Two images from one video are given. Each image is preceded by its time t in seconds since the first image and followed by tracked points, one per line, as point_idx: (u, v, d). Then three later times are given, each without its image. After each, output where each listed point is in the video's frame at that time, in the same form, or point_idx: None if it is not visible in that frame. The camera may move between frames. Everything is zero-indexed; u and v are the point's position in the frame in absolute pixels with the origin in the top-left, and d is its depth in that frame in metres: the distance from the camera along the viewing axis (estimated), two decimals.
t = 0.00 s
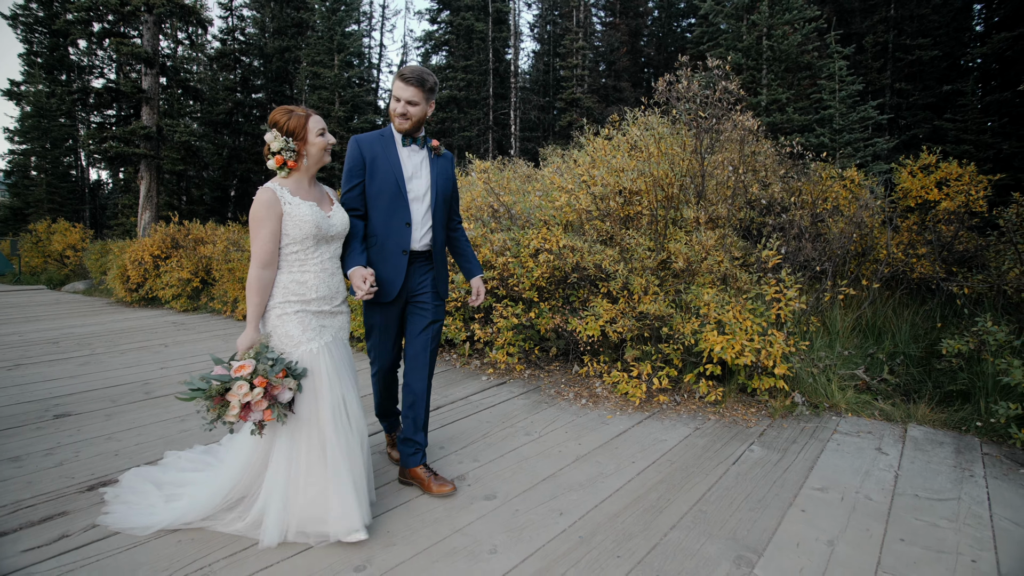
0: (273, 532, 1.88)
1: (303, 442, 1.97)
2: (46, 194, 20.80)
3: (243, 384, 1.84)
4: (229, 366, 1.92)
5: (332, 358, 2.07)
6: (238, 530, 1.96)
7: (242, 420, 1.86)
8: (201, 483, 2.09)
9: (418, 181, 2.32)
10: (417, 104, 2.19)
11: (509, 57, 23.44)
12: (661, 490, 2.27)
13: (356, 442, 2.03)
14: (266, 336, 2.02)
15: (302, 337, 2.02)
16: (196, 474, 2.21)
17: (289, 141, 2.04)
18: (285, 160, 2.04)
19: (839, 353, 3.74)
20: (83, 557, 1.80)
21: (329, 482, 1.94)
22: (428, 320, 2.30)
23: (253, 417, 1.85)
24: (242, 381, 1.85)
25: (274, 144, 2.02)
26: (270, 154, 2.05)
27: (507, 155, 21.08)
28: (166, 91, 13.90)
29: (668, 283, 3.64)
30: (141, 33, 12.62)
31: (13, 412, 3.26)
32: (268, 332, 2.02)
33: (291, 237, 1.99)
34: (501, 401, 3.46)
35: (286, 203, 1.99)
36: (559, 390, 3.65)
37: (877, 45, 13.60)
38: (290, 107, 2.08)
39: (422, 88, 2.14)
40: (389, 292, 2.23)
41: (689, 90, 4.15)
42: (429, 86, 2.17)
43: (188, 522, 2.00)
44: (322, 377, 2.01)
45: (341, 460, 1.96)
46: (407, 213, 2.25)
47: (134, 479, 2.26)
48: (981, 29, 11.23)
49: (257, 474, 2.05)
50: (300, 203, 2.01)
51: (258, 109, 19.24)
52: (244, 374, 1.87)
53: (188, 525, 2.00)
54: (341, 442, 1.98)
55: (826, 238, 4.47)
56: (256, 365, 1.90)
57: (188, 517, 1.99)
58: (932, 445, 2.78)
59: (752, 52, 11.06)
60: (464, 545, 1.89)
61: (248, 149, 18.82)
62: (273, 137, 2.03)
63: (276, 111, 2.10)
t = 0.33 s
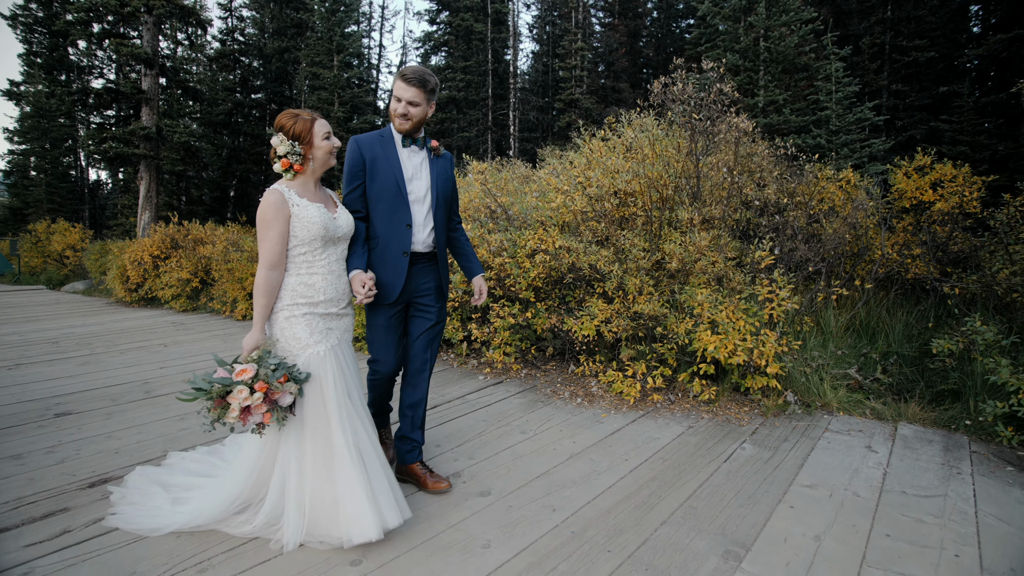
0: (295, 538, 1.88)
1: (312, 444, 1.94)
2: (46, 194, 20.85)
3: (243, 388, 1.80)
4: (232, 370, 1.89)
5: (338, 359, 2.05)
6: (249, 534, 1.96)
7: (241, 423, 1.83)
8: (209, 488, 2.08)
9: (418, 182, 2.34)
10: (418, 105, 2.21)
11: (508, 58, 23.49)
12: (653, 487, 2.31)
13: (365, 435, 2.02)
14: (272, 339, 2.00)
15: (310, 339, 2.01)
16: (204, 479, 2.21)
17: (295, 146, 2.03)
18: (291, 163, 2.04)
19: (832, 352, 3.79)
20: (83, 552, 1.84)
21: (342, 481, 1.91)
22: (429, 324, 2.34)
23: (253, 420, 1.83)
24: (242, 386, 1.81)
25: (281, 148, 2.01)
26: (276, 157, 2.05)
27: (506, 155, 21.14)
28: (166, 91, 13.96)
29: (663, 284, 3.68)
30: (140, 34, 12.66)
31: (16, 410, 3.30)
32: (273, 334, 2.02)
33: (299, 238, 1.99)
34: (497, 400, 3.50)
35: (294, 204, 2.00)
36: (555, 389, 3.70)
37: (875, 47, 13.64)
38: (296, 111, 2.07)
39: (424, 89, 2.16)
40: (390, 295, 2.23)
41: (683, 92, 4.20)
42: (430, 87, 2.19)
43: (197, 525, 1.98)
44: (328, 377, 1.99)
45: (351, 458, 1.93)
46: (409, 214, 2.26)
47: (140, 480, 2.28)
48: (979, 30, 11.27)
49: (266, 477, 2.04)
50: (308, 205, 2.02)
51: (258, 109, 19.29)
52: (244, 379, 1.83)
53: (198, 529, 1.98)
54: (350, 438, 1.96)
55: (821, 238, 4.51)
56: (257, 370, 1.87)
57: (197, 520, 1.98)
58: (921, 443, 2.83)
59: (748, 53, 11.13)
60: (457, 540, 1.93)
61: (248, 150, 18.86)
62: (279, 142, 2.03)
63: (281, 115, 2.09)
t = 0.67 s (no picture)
0: (298, 535, 1.90)
1: (317, 444, 1.96)
2: (46, 194, 20.88)
3: (247, 392, 1.80)
4: (237, 372, 1.89)
5: (345, 364, 2.05)
6: (250, 531, 1.99)
7: (245, 425, 1.84)
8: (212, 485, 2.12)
9: (419, 182, 2.33)
10: (418, 107, 2.20)
11: (508, 59, 23.55)
12: (644, 484, 2.35)
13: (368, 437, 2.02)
14: (281, 341, 2.02)
15: (318, 342, 2.01)
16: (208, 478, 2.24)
17: (301, 148, 2.06)
18: (297, 165, 2.06)
19: (825, 352, 3.83)
20: (86, 546, 1.88)
21: (341, 483, 1.91)
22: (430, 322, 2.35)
23: (255, 423, 1.83)
24: (246, 390, 1.81)
25: (286, 151, 2.03)
26: (281, 159, 2.08)
27: (505, 156, 21.18)
28: (165, 92, 14.00)
29: (657, 284, 3.71)
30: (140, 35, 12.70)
31: (17, 409, 3.34)
32: (281, 336, 2.03)
33: (307, 240, 2.00)
34: (493, 399, 3.54)
35: (301, 206, 2.01)
36: (551, 388, 3.74)
37: (872, 48, 13.67)
38: (301, 114, 2.10)
39: (424, 92, 2.15)
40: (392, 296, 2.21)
41: (678, 94, 4.24)
42: (430, 90, 2.18)
43: (200, 522, 2.02)
44: (335, 379, 1.99)
45: (354, 460, 1.93)
46: (410, 214, 2.25)
47: (143, 478, 2.31)
48: (975, 31, 11.32)
49: (272, 475, 2.09)
50: (315, 206, 2.03)
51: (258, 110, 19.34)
52: (249, 383, 1.83)
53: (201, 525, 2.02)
54: (353, 441, 1.95)
55: (817, 239, 4.55)
56: (262, 373, 1.87)
57: (199, 516, 2.01)
58: (911, 441, 2.86)
59: (746, 55, 11.16)
60: (451, 535, 1.97)
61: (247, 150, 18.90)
62: (284, 144, 2.05)
63: (286, 118, 2.11)
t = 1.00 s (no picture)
0: (293, 532, 1.93)
1: (319, 444, 1.98)
2: (45, 194, 20.90)
3: (256, 396, 1.83)
4: (246, 376, 1.91)
5: (352, 364, 2.07)
6: (250, 525, 2.02)
7: (256, 426, 1.87)
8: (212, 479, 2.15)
9: (421, 184, 2.37)
10: (420, 109, 2.23)
11: (507, 59, 23.57)
12: (636, 481, 2.39)
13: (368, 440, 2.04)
14: (289, 344, 2.04)
15: (326, 343, 2.03)
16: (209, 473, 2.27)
17: (306, 149, 2.06)
18: (302, 166, 2.07)
19: (819, 351, 3.86)
20: (87, 542, 1.91)
21: (337, 482, 1.93)
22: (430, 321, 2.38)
23: (267, 425, 1.86)
24: (255, 394, 1.83)
25: (292, 152, 2.05)
26: (286, 160, 2.08)
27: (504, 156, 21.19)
28: (165, 92, 14.02)
29: (652, 284, 3.75)
30: (139, 36, 12.73)
31: (17, 409, 3.37)
32: (290, 337, 2.05)
33: (314, 240, 2.02)
34: (490, 398, 3.58)
35: (307, 207, 2.02)
36: (547, 387, 3.78)
37: (869, 50, 13.70)
38: (305, 115, 2.09)
39: (427, 93, 2.18)
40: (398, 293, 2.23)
41: (673, 96, 4.29)
42: (432, 91, 2.21)
43: (200, 514, 2.06)
44: (342, 381, 2.00)
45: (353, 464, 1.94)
46: (415, 213, 2.28)
47: (144, 475, 2.34)
48: (972, 33, 11.34)
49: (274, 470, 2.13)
50: (320, 206, 2.04)
51: (258, 110, 19.37)
52: (257, 387, 1.85)
53: (201, 518, 2.07)
54: (353, 444, 1.96)
55: (811, 239, 4.59)
56: (270, 376, 1.89)
57: (200, 508, 2.05)
58: (901, 440, 2.90)
59: (743, 56, 11.20)
60: (446, 531, 2.01)
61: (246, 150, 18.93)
62: (290, 145, 2.06)
63: (290, 118, 2.11)
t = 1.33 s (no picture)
0: (293, 528, 1.97)
1: (320, 444, 2.01)
2: (44, 194, 20.94)
3: (271, 395, 1.85)
4: (258, 375, 1.93)
5: (357, 365, 2.09)
6: (254, 519, 2.07)
7: (272, 426, 1.90)
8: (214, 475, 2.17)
9: (423, 184, 2.38)
10: (426, 111, 2.24)
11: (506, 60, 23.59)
12: (630, 478, 2.43)
13: (367, 444, 2.06)
14: (296, 341, 2.05)
15: (331, 343, 2.05)
16: (210, 468, 2.29)
17: (312, 147, 2.06)
18: (306, 164, 2.06)
19: (812, 350, 3.90)
20: (87, 538, 1.94)
21: (336, 483, 1.96)
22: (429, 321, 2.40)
23: (281, 423, 1.88)
24: (269, 393, 1.86)
25: (296, 148, 2.04)
26: (290, 157, 2.08)
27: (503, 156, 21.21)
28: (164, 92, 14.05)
29: (648, 284, 3.79)
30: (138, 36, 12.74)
31: (17, 407, 3.40)
32: (298, 335, 2.06)
33: (318, 237, 2.02)
34: (486, 397, 3.62)
35: (309, 204, 2.02)
36: (544, 386, 3.82)
37: (866, 50, 13.75)
38: (311, 112, 2.10)
39: (433, 96, 2.21)
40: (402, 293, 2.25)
41: (668, 98, 4.33)
42: (438, 95, 2.25)
43: (204, 510, 2.08)
44: (345, 382, 2.03)
45: (352, 469, 1.97)
46: (418, 214, 2.30)
47: (146, 474, 2.36)
48: (970, 33, 11.36)
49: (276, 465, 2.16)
50: (323, 203, 2.04)
51: (257, 110, 19.42)
52: (272, 385, 1.87)
53: (205, 514, 2.10)
54: (352, 450, 1.98)
55: (806, 239, 4.62)
56: (284, 375, 1.91)
57: (203, 505, 2.08)
58: (892, 438, 2.94)
59: (741, 57, 11.25)
60: (442, 527, 2.04)
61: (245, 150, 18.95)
62: (294, 141, 2.05)
63: (296, 115, 2.11)
